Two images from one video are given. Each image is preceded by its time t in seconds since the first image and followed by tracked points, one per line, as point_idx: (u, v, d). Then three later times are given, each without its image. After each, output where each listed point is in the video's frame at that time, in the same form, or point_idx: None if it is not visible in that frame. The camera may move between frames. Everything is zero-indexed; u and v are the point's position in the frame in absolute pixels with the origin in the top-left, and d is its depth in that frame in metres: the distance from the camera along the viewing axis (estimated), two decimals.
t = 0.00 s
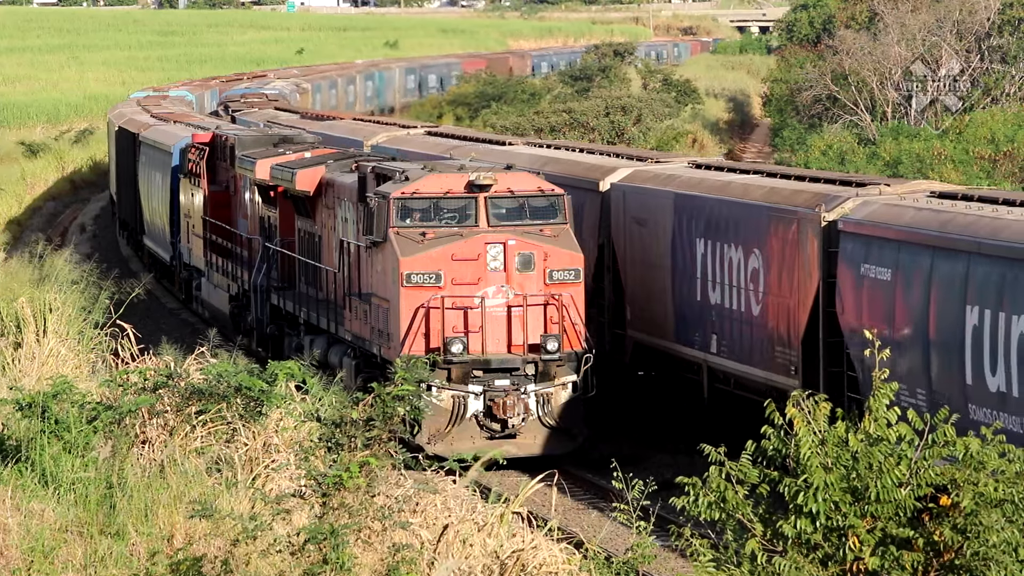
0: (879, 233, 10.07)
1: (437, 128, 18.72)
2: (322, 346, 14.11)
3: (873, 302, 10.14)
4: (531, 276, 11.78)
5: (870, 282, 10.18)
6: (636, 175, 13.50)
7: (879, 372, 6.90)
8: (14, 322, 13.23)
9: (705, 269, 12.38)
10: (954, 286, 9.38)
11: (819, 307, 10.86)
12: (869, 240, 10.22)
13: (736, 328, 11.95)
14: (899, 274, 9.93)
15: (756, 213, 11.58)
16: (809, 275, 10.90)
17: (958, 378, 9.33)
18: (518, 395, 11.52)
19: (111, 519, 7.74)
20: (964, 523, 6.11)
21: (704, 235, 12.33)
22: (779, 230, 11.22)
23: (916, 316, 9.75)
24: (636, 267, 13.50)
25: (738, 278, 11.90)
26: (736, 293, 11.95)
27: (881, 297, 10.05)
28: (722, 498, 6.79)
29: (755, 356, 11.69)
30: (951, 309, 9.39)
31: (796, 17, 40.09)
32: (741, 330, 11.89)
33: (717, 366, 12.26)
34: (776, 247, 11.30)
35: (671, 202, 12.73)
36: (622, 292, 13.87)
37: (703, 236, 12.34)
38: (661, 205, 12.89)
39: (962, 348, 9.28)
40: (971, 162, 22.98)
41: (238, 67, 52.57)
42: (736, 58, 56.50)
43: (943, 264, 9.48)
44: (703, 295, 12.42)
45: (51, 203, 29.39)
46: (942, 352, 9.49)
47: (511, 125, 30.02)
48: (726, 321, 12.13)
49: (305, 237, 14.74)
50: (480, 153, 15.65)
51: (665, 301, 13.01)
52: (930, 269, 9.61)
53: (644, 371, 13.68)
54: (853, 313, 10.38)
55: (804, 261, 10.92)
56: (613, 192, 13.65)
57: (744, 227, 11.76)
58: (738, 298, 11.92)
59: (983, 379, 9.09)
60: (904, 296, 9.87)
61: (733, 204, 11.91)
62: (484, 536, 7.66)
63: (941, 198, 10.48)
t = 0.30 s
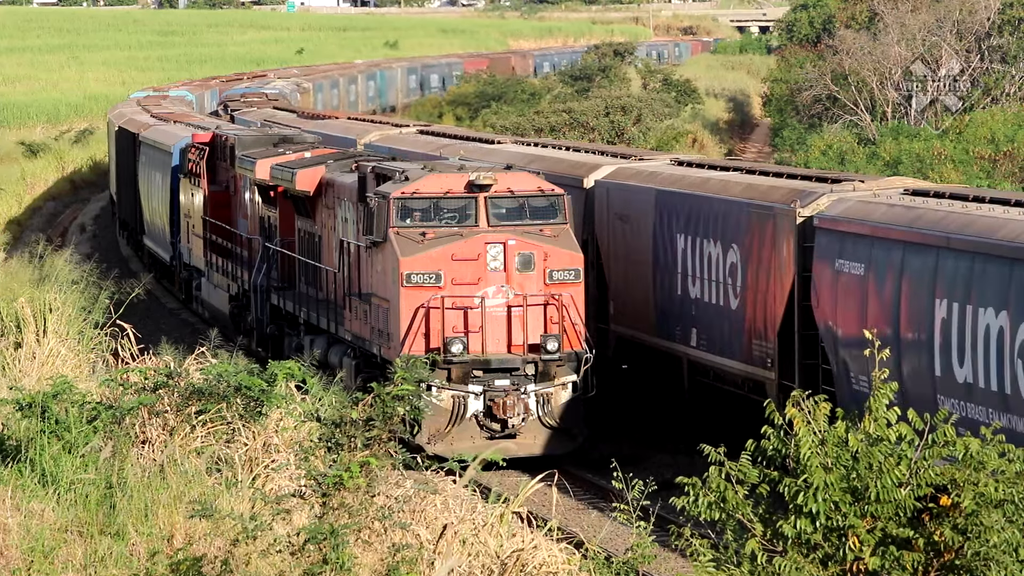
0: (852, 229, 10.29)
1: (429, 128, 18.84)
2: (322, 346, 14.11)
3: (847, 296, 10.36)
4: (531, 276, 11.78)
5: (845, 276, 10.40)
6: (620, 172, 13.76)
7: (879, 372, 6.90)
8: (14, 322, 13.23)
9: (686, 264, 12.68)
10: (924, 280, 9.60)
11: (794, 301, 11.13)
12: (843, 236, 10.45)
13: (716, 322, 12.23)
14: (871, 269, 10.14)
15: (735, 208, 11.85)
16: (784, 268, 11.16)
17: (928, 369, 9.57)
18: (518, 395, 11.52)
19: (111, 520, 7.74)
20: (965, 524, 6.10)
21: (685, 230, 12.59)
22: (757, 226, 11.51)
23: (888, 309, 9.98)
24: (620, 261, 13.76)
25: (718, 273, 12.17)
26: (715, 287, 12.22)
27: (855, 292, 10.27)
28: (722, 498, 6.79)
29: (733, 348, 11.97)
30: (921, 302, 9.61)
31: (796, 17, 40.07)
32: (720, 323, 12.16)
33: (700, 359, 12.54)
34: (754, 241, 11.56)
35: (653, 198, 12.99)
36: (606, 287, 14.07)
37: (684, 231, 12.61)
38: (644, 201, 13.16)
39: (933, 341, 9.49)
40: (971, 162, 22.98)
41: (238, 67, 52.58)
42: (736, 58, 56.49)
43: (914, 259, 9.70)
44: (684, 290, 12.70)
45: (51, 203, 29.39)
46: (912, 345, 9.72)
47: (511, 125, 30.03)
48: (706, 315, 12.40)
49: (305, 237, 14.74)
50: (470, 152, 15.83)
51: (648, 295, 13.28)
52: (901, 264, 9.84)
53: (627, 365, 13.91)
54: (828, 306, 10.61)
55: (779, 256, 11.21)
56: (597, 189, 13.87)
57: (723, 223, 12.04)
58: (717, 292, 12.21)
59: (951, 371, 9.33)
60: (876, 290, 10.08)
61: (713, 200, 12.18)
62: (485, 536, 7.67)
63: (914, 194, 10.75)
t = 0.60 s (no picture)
0: (828, 224, 10.53)
1: (421, 128, 19.07)
2: (322, 346, 14.11)
3: (822, 290, 10.58)
4: (530, 276, 11.78)
5: (820, 271, 10.62)
6: (603, 169, 14.01)
7: (880, 372, 6.90)
8: (14, 322, 13.22)
9: (666, 259, 12.83)
10: (895, 274, 9.82)
11: (770, 296, 11.31)
12: (819, 231, 10.68)
13: (695, 316, 12.40)
14: (845, 263, 10.36)
15: (712, 204, 12.02)
16: (760, 263, 11.33)
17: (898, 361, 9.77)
18: (518, 395, 11.52)
19: (112, 520, 7.74)
20: (964, 524, 6.10)
21: (665, 227, 12.77)
22: (734, 222, 11.66)
23: (861, 303, 10.20)
24: (605, 257, 13.97)
25: (696, 268, 12.34)
26: (695, 282, 12.39)
27: (830, 286, 10.48)
28: (722, 498, 6.79)
29: (713, 343, 12.12)
30: (893, 296, 9.83)
31: (796, 17, 40.07)
32: (700, 318, 12.33)
33: (680, 353, 12.71)
34: (731, 237, 11.71)
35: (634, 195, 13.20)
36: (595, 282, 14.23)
37: (664, 227, 12.79)
38: (626, 198, 13.37)
39: (904, 334, 9.70)
40: (971, 162, 22.99)
41: (238, 67, 52.57)
42: (736, 58, 56.48)
43: (886, 253, 9.93)
44: (664, 284, 12.88)
45: (52, 203, 29.39)
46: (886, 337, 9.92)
47: (511, 125, 30.04)
48: (686, 310, 12.57)
49: (305, 237, 14.74)
50: (459, 150, 16.05)
51: (632, 290, 13.48)
52: (874, 258, 10.06)
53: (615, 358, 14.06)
54: (804, 301, 10.83)
55: (756, 252, 11.38)
56: (581, 186, 14.16)
57: (701, 218, 12.20)
58: (697, 287, 12.36)
59: (921, 363, 9.54)
60: (851, 284, 10.30)
61: (691, 196, 12.35)
62: (485, 536, 7.68)
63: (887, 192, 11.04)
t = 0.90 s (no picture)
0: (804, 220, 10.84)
1: (414, 125, 19.45)
2: (322, 346, 14.11)
3: (799, 284, 10.87)
4: (531, 276, 11.78)
5: (796, 266, 10.92)
6: (587, 168, 14.32)
7: (879, 372, 6.90)
8: (14, 322, 13.22)
9: (647, 255, 13.18)
10: (868, 268, 10.12)
11: (746, 291, 11.65)
12: (795, 227, 10.99)
13: (675, 311, 12.74)
14: (819, 258, 10.67)
15: (691, 202, 12.35)
16: (737, 258, 11.67)
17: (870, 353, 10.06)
18: (518, 395, 11.52)
19: (112, 520, 7.74)
20: (964, 524, 6.11)
21: (646, 224, 13.12)
22: (712, 218, 12.01)
23: (835, 297, 10.49)
24: (589, 254, 14.32)
25: (676, 264, 12.68)
26: (674, 278, 12.73)
27: (805, 280, 10.79)
28: (722, 498, 6.79)
29: (692, 337, 12.45)
30: (866, 290, 10.13)
31: (796, 17, 40.07)
32: (679, 312, 12.66)
33: (661, 348, 13.04)
34: (709, 233, 12.05)
35: (616, 192, 13.55)
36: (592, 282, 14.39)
37: (645, 225, 13.13)
38: (608, 195, 13.72)
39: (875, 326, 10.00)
40: (971, 162, 22.99)
41: (238, 67, 52.58)
42: (736, 58, 56.48)
43: (859, 248, 10.23)
44: (645, 280, 13.21)
45: (51, 203, 29.38)
46: (858, 330, 10.22)
47: (511, 125, 30.05)
48: (666, 305, 12.91)
49: (305, 237, 14.74)
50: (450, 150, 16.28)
51: (615, 286, 13.82)
52: (848, 253, 10.37)
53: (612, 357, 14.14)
54: (781, 296, 11.12)
55: (733, 247, 11.71)
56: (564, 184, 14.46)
57: (681, 216, 12.54)
58: (676, 283, 12.70)
59: (891, 354, 9.83)
60: (824, 278, 10.60)
61: (671, 194, 12.69)
62: (485, 536, 7.68)
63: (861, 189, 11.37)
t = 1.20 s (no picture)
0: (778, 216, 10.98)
1: (408, 125, 19.67)
2: (322, 346, 14.11)
3: (773, 277, 10.99)
4: (531, 276, 11.78)
5: (770, 260, 11.05)
6: (571, 165, 14.52)
7: (878, 372, 6.91)
8: (14, 322, 13.21)
9: (629, 251, 13.35)
10: (839, 262, 10.25)
11: (724, 286, 11.83)
12: (771, 222, 11.10)
13: (656, 307, 12.91)
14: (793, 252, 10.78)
15: (670, 199, 12.53)
16: (715, 254, 11.83)
17: (842, 345, 10.20)
18: (518, 395, 11.52)
19: (112, 520, 7.74)
20: (965, 524, 6.10)
21: (627, 221, 13.30)
22: (690, 215, 12.18)
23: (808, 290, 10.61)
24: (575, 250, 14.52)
25: (656, 260, 12.85)
26: (655, 273, 12.90)
27: (779, 274, 10.91)
28: (722, 498, 6.79)
29: (673, 331, 12.62)
30: (838, 283, 10.25)
31: (796, 17, 40.08)
32: (660, 307, 12.84)
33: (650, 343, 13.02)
34: (688, 229, 12.22)
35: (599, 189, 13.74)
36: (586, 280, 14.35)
37: (626, 221, 13.32)
38: (591, 193, 13.91)
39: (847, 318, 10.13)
40: (971, 161, 23.00)
41: (238, 67, 52.59)
42: (736, 58, 56.48)
43: (831, 242, 10.36)
44: (628, 276, 13.40)
45: (52, 203, 29.39)
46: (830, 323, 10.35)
47: (511, 125, 30.07)
48: (647, 300, 13.09)
49: (305, 237, 14.74)
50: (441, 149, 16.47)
51: (599, 282, 14.01)
52: (821, 247, 10.48)
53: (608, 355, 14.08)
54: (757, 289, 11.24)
55: (711, 243, 11.87)
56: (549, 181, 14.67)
57: (660, 212, 12.72)
58: (657, 278, 12.87)
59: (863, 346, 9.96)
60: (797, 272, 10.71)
61: (651, 191, 12.87)
62: (485, 536, 7.68)
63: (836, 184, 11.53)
